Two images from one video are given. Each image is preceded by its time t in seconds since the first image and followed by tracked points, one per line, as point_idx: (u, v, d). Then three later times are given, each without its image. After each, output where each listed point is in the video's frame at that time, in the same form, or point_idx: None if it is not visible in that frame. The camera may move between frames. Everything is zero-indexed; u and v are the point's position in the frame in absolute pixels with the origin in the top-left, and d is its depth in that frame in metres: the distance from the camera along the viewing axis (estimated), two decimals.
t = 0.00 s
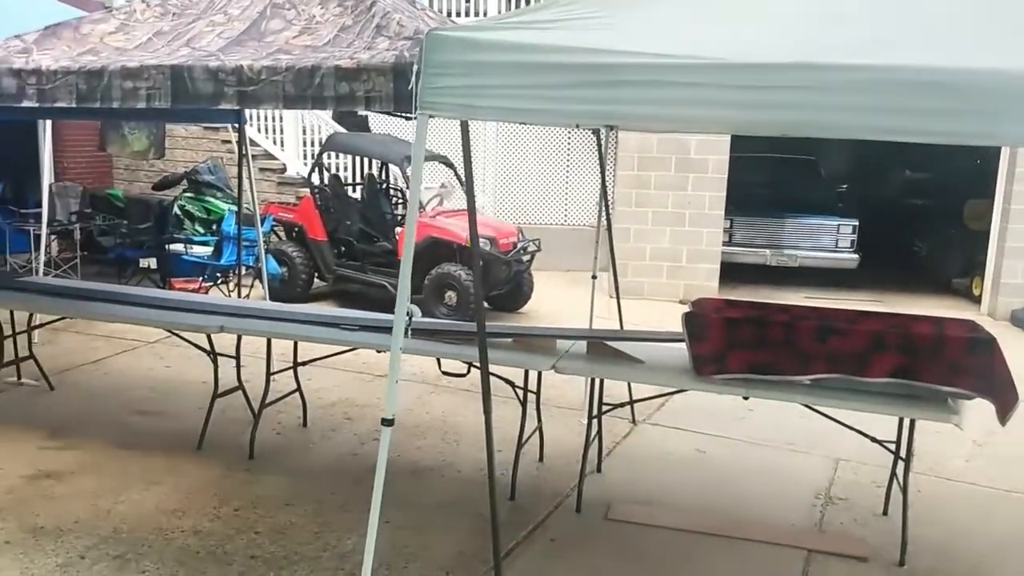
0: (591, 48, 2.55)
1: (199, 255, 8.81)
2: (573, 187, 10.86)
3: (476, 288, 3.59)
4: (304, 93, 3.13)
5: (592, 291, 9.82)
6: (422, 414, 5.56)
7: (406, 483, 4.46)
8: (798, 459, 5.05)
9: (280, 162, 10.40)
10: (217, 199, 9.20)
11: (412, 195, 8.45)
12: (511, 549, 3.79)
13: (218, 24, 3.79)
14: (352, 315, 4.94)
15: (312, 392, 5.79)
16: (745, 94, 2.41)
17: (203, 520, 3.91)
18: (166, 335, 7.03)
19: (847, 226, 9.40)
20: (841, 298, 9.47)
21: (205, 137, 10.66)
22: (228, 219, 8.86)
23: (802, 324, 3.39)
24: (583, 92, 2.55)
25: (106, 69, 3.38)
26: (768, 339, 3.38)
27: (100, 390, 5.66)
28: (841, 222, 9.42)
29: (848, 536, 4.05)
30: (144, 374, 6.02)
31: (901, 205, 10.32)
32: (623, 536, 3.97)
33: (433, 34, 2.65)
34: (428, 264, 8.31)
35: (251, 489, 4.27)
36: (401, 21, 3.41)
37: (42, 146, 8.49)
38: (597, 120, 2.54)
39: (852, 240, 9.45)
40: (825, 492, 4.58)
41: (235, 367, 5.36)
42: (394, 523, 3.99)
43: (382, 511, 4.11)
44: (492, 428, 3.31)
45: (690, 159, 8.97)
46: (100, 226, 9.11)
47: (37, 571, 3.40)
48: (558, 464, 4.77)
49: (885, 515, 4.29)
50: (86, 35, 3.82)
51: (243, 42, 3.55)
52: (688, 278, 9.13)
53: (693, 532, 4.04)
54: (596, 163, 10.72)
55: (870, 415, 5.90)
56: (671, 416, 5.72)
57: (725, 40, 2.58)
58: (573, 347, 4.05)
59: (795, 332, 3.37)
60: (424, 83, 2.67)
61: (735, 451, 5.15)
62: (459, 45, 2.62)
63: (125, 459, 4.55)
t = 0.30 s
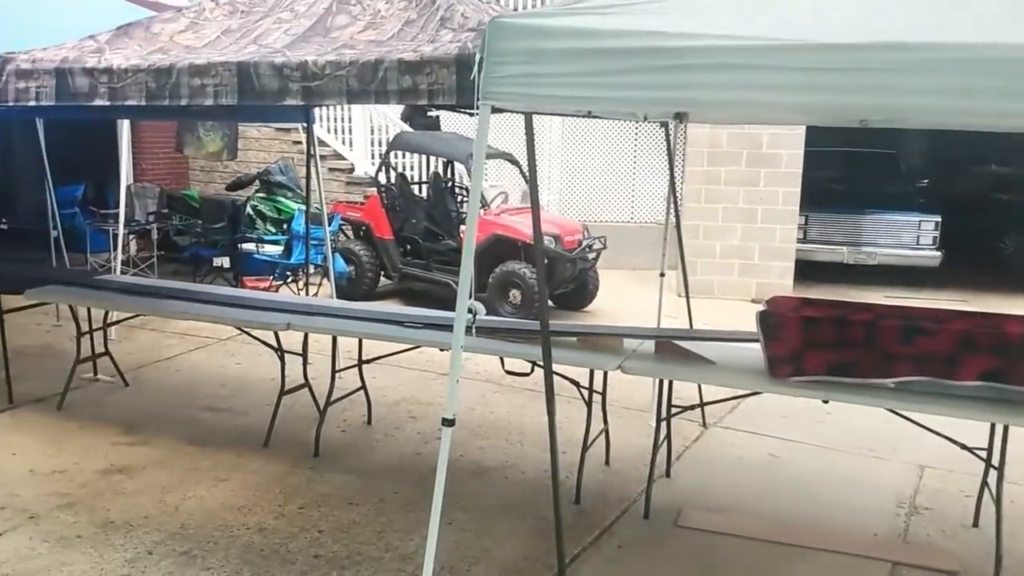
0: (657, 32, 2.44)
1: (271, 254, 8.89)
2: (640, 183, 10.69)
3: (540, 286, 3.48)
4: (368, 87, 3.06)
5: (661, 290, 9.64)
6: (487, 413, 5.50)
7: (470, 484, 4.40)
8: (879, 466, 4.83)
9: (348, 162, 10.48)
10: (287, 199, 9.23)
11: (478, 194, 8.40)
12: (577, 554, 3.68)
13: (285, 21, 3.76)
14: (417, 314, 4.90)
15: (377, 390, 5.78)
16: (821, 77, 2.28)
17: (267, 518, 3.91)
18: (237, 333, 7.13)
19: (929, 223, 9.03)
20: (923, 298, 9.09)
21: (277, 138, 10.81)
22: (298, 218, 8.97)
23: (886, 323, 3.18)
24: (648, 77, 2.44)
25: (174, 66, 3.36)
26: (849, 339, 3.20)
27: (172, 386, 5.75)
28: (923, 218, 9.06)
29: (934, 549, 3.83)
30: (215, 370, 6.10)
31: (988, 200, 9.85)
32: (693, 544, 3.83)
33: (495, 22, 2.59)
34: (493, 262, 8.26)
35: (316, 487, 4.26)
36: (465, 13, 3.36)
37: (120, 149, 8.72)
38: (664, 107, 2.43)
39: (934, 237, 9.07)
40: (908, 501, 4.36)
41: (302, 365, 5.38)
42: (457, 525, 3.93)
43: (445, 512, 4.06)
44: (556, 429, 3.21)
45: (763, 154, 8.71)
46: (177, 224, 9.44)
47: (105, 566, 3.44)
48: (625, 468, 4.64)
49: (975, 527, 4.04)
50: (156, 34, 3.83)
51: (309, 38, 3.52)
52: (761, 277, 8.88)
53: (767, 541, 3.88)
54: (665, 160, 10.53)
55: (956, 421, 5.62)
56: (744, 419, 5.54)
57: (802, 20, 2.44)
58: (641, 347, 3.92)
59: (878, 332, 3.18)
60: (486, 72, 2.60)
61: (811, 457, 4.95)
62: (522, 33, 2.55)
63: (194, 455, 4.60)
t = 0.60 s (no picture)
0: (729, 19, 2.33)
1: (335, 252, 9.02)
2: (708, 179, 10.46)
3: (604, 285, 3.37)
4: (429, 84, 2.82)
5: (730, 289, 9.43)
6: (550, 414, 5.42)
7: (533, 487, 4.32)
8: (962, 475, 4.59)
9: (413, 161, 10.51)
10: (354, 197, 9.32)
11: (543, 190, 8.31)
12: (642, 563, 3.58)
13: (348, 18, 3.67)
14: (480, 313, 4.84)
15: (439, 388, 5.76)
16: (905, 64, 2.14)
17: (329, 516, 3.90)
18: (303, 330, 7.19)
19: (1011, 219, 8.71)
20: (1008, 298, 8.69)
21: (344, 137, 10.87)
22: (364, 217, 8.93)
23: (971, 326, 3.01)
24: (719, 68, 2.34)
25: (238, 65, 3.27)
26: (931, 342, 3.03)
27: (239, 382, 5.81)
28: (1005, 215, 8.73)
29: None
30: (281, 366, 6.15)
31: None
32: (764, 554, 3.69)
33: (561, 11, 2.51)
34: (557, 261, 8.17)
35: (377, 486, 4.24)
36: (530, 6, 3.09)
37: (192, 148, 8.89)
38: (735, 98, 2.32)
39: (1017, 235, 8.74)
40: (994, 513, 4.13)
41: (365, 362, 5.38)
42: (518, 528, 3.86)
43: (507, 515, 3.99)
44: (622, 433, 3.11)
45: (838, 149, 8.43)
46: (247, 223, 9.65)
47: (169, 562, 3.47)
48: (692, 473, 4.52)
49: None
50: (222, 33, 3.83)
51: (371, 35, 3.34)
52: (834, 276, 8.60)
53: (842, 553, 3.71)
54: (735, 155, 10.29)
55: None
56: (817, 424, 5.34)
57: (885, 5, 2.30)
58: (710, 349, 3.80)
59: (964, 335, 3.00)
60: (551, 64, 2.53)
61: (888, 465, 4.74)
62: (589, 23, 2.47)
63: (259, 452, 4.63)
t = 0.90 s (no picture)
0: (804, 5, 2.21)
1: (398, 249, 8.88)
2: (778, 172, 10.19)
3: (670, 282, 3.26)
4: (490, 78, 2.74)
5: (800, 285, 9.17)
6: (613, 413, 5.32)
7: (595, 489, 4.23)
8: None
9: (476, 156, 10.48)
10: (417, 193, 9.39)
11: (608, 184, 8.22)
12: (706, 570, 3.46)
13: (410, 13, 3.62)
14: (541, 310, 4.77)
15: (500, 386, 5.70)
16: (995, 51, 2.02)
17: (389, 515, 3.88)
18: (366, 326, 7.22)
19: None
20: None
21: (409, 133, 10.92)
22: (426, 213, 8.97)
23: None
24: (795, 56, 2.21)
25: (300, 62, 3.25)
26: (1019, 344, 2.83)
27: (302, 377, 5.85)
28: None
29: None
30: (344, 362, 6.18)
31: None
32: (835, 564, 3.54)
33: None
34: (621, 257, 8.04)
35: (437, 485, 4.20)
36: None
37: (259, 146, 9.01)
38: (811, 88, 2.20)
39: None
40: None
41: (426, 359, 5.35)
42: (579, 531, 3.78)
43: (568, 517, 3.91)
44: (687, 437, 2.99)
45: (915, 141, 8.10)
46: (313, 219, 9.74)
47: (231, 558, 3.49)
48: (760, 477, 4.37)
49: None
50: (284, 30, 3.82)
51: (433, 29, 3.27)
52: (911, 272, 8.28)
53: (920, 565, 3.53)
54: (807, 147, 10.00)
55: None
56: (892, 428, 5.12)
57: None
58: (779, 350, 3.65)
59: None
60: (615, 55, 2.38)
61: (970, 471, 4.51)
62: (654, 10, 2.34)
63: (320, 448, 4.64)
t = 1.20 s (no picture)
0: None
1: (470, 248, 8.96)
2: (862, 169, 9.82)
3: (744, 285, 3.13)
4: (559, 75, 2.67)
5: (884, 287, 8.83)
6: (685, 419, 5.19)
7: (665, 497, 4.13)
8: None
9: (548, 155, 10.41)
10: (489, 192, 9.37)
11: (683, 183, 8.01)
12: None
13: (479, 10, 3.58)
14: (611, 311, 4.68)
15: (570, 388, 5.63)
16: None
17: (454, 517, 3.85)
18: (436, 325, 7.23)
19: None
20: None
21: (481, 133, 10.92)
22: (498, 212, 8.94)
23: None
24: (881, 47, 2.07)
25: (369, 62, 3.23)
26: None
27: (371, 376, 5.88)
28: None
29: None
30: (414, 361, 6.19)
31: None
32: None
33: None
34: (695, 257, 7.87)
35: (503, 488, 4.16)
36: None
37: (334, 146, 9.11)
38: (898, 81, 2.06)
39: None
40: None
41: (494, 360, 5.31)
42: (647, 540, 3.69)
43: (636, 526, 3.82)
44: (760, 447, 2.87)
45: (1008, 137, 7.70)
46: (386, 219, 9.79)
47: (296, 557, 3.51)
48: (838, 489, 4.19)
49: None
50: (356, 30, 3.81)
51: (503, 26, 3.22)
52: (1002, 275, 7.88)
53: None
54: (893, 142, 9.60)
55: None
56: (981, 440, 4.86)
57: None
58: (862, 356, 3.48)
59: None
60: (687, 48, 2.31)
61: None
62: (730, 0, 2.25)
63: (388, 447, 4.64)
